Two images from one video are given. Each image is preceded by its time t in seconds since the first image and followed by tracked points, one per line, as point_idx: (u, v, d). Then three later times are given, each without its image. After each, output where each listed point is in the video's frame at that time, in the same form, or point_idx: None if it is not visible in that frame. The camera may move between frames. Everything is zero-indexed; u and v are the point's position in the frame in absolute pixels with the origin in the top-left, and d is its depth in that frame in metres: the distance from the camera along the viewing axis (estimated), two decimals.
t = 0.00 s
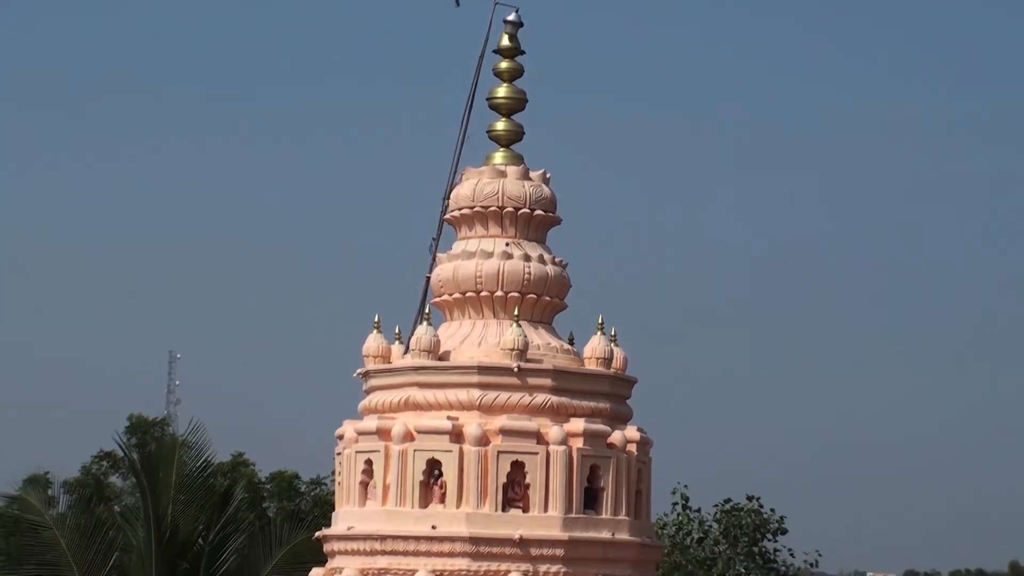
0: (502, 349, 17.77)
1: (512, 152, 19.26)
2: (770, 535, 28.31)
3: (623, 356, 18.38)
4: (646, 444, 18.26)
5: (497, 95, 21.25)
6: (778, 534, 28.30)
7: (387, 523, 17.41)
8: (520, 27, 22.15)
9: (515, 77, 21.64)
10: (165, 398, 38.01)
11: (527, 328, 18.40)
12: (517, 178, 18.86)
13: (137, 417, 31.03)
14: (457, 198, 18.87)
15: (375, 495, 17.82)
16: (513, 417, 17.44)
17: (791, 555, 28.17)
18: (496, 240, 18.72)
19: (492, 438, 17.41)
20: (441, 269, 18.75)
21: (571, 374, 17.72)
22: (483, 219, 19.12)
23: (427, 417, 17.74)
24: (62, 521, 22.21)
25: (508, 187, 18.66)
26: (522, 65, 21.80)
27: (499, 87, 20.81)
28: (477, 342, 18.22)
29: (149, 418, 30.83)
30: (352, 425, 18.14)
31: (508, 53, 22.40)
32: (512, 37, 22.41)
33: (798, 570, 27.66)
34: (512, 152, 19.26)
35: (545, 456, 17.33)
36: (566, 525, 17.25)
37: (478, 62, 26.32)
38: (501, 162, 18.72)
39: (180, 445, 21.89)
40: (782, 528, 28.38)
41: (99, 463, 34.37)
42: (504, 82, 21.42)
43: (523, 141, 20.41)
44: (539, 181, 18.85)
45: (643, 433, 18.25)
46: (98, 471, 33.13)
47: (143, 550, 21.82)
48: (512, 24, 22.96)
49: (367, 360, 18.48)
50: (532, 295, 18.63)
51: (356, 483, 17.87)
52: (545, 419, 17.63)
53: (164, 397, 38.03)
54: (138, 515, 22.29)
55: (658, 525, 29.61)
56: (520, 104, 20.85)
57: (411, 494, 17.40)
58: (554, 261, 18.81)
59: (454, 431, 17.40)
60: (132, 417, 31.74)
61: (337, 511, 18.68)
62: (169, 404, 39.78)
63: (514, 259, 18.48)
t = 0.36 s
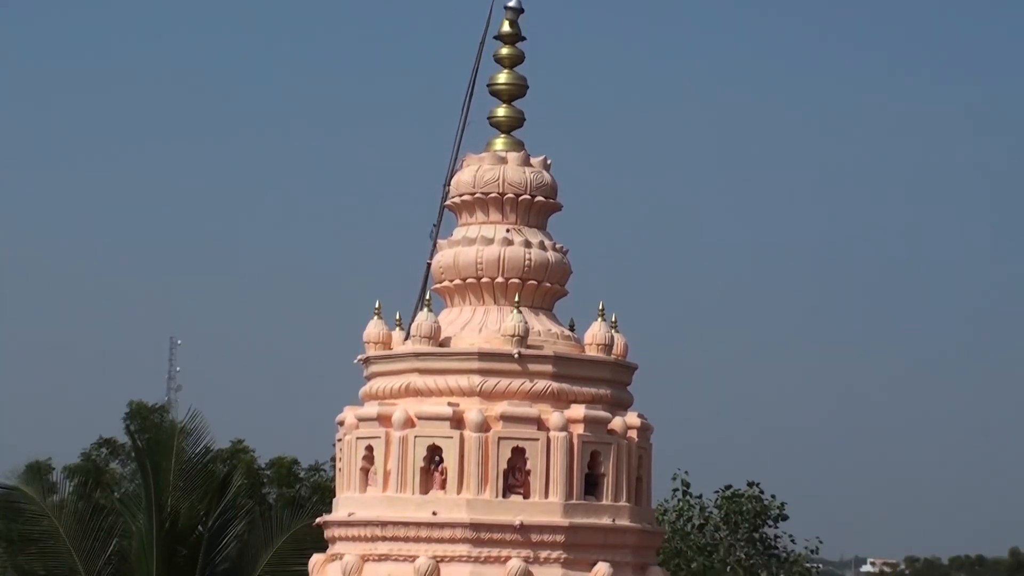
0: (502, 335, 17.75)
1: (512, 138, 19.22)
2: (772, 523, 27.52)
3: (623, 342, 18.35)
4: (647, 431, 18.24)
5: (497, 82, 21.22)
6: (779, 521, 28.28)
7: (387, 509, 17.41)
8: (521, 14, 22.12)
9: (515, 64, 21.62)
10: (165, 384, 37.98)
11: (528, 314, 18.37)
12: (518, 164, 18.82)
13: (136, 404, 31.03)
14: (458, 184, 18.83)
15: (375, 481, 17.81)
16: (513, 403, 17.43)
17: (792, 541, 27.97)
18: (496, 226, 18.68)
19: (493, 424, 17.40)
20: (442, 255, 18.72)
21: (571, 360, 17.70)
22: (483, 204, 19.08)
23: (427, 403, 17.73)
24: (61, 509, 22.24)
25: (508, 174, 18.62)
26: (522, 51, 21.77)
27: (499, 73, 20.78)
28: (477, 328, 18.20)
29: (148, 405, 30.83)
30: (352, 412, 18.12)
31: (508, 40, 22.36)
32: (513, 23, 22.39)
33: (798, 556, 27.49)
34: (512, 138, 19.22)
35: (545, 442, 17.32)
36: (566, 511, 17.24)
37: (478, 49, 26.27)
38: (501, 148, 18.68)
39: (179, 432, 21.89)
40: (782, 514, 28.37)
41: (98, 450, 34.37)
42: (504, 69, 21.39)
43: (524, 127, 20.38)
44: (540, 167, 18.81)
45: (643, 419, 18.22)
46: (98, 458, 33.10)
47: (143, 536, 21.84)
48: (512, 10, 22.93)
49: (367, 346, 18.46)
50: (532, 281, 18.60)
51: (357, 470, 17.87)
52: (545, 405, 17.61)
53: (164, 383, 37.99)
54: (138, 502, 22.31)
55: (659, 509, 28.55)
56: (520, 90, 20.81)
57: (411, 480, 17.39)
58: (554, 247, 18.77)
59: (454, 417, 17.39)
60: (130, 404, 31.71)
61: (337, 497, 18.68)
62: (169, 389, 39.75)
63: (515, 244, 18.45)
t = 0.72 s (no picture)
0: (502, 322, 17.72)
1: (512, 124, 19.17)
2: (772, 509, 27.51)
3: (623, 329, 18.32)
4: (647, 417, 18.22)
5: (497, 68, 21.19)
6: (779, 508, 28.31)
7: (387, 495, 17.40)
8: None
9: (515, 50, 21.60)
10: (164, 371, 37.99)
11: (528, 301, 18.34)
12: (518, 151, 18.77)
13: (134, 391, 31.02)
14: (458, 171, 18.79)
15: (375, 468, 17.80)
16: (513, 389, 17.41)
17: (790, 529, 27.90)
18: (496, 213, 18.64)
19: (492, 411, 17.39)
20: (442, 241, 18.68)
21: (571, 346, 17.67)
22: (483, 191, 19.03)
23: (427, 390, 17.71)
24: (59, 496, 22.23)
25: (508, 160, 18.58)
26: (522, 38, 21.75)
27: (499, 59, 20.75)
28: (477, 315, 18.17)
29: (146, 392, 30.81)
30: (352, 398, 18.10)
31: (508, 26, 22.34)
32: (512, 10, 22.35)
33: (797, 543, 27.44)
34: (512, 125, 19.17)
35: (545, 429, 17.30)
36: (566, 497, 17.22)
37: (478, 35, 26.24)
38: (501, 135, 18.65)
39: (177, 419, 21.83)
40: (782, 500, 28.37)
41: (97, 437, 34.37)
42: (504, 55, 21.37)
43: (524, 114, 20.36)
44: (540, 154, 18.76)
45: (643, 406, 18.20)
46: (97, 445, 33.11)
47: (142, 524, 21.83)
48: None
49: (367, 332, 18.43)
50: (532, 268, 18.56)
51: (356, 456, 17.86)
52: (545, 392, 17.59)
53: (163, 370, 38.00)
54: (135, 489, 22.28)
55: (660, 497, 28.50)
56: (520, 77, 20.78)
57: (411, 467, 17.38)
58: (554, 234, 18.74)
59: (454, 404, 17.37)
60: (128, 390, 31.70)
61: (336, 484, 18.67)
62: (169, 375, 39.74)
63: (514, 231, 18.42)
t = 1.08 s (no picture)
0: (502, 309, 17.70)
1: (512, 111, 19.13)
2: (771, 496, 27.51)
3: (623, 316, 18.29)
4: (646, 404, 18.19)
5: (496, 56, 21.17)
6: (779, 495, 28.32)
7: (387, 482, 17.39)
8: None
9: (514, 37, 21.59)
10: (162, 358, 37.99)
11: (527, 288, 18.31)
12: (517, 138, 18.73)
13: (131, 379, 31.00)
14: (457, 158, 18.75)
15: (375, 455, 17.78)
16: (512, 376, 17.39)
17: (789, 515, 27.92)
18: (496, 200, 18.59)
19: (492, 398, 17.37)
20: (441, 229, 18.65)
21: (571, 333, 17.65)
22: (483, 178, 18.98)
23: (427, 377, 17.69)
24: (57, 485, 22.20)
25: (507, 147, 18.53)
26: (522, 25, 21.73)
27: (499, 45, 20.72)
28: (476, 302, 18.15)
29: (143, 380, 30.80)
30: (352, 385, 18.08)
31: (508, 12, 22.31)
32: None
33: (797, 530, 27.47)
34: (512, 112, 19.13)
35: (544, 416, 17.28)
36: (566, 484, 17.21)
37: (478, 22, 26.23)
38: (501, 122, 18.61)
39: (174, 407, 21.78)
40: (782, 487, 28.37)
41: (94, 425, 34.37)
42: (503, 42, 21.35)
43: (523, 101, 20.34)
44: (539, 140, 18.72)
45: (643, 393, 18.18)
46: (95, 433, 33.10)
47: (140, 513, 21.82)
48: None
49: (367, 320, 18.40)
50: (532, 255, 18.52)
51: (355, 443, 17.84)
52: (544, 379, 17.57)
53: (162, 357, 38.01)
54: (133, 477, 22.25)
55: (659, 485, 28.50)
56: (519, 64, 20.76)
57: (411, 454, 17.36)
58: (554, 221, 18.70)
59: (453, 391, 17.35)
60: (127, 378, 31.68)
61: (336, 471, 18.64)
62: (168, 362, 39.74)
63: (513, 218, 18.37)
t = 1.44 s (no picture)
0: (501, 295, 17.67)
1: (511, 97, 19.10)
2: (770, 482, 27.53)
3: (622, 302, 18.26)
4: (645, 391, 18.17)
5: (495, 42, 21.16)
6: (778, 480, 28.33)
7: (386, 468, 17.40)
8: None
9: (514, 22, 21.58)
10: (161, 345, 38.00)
11: (526, 274, 18.29)
12: (516, 124, 18.69)
13: (130, 364, 31.00)
14: (456, 144, 18.72)
15: (374, 440, 17.78)
16: (511, 363, 17.39)
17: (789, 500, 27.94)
18: (495, 187, 18.56)
19: (491, 384, 17.37)
20: (440, 215, 18.63)
21: (569, 319, 17.63)
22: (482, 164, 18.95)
23: (426, 363, 17.68)
24: (56, 471, 22.25)
25: (506, 133, 18.49)
26: (521, 11, 21.72)
27: (498, 31, 20.71)
28: (475, 289, 18.13)
29: (142, 365, 30.80)
30: (351, 371, 18.08)
31: None
32: None
33: (797, 515, 27.52)
34: (511, 98, 19.10)
35: (543, 402, 17.27)
36: (564, 470, 17.20)
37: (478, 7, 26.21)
38: (500, 108, 18.58)
39: (173, 393, 21.74)
40: (781, 473, 28.38)
41: (93, 411, 34.38)
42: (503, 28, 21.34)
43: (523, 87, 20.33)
44: (538, 127, 18.68)
45: (642, 379, 18.16)
46: (94, 419, 33.11)
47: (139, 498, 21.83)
48: None
49: (366, 306, 18.39)
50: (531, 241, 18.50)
51: (354, 429, 17.83)
52: (543, 365, 17.57)
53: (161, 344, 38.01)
54: (132, 463, 22.23)
55: (658, 470, 28.49)
56: (518, 50, 20.75)
57: (410, 439, 17.36)
58: (553, 207, 18.67)
59: (452, 377, 17.35)
60: (125, 364, 31.68)
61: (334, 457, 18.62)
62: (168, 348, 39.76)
63: (512, 204, 18.34)
